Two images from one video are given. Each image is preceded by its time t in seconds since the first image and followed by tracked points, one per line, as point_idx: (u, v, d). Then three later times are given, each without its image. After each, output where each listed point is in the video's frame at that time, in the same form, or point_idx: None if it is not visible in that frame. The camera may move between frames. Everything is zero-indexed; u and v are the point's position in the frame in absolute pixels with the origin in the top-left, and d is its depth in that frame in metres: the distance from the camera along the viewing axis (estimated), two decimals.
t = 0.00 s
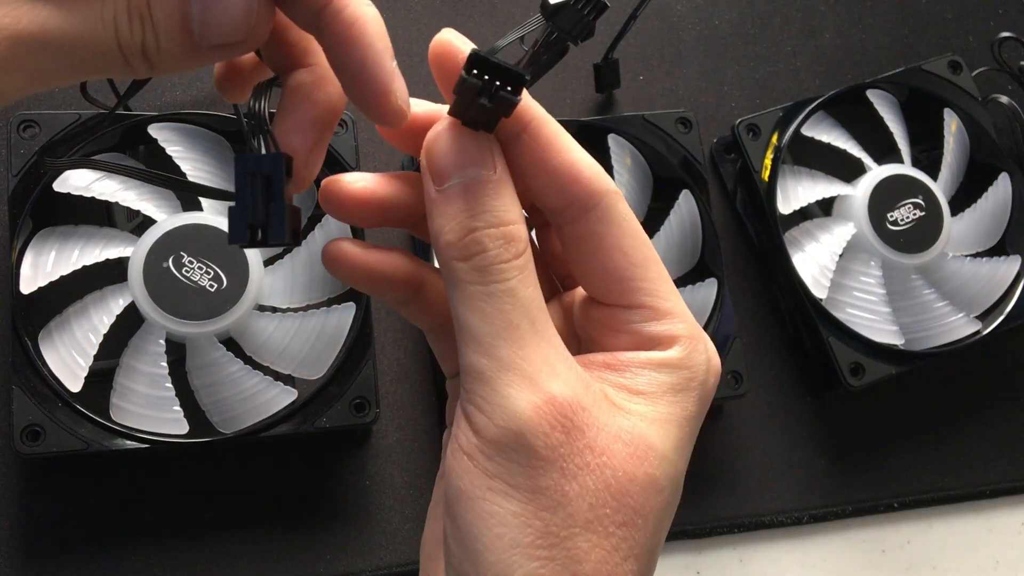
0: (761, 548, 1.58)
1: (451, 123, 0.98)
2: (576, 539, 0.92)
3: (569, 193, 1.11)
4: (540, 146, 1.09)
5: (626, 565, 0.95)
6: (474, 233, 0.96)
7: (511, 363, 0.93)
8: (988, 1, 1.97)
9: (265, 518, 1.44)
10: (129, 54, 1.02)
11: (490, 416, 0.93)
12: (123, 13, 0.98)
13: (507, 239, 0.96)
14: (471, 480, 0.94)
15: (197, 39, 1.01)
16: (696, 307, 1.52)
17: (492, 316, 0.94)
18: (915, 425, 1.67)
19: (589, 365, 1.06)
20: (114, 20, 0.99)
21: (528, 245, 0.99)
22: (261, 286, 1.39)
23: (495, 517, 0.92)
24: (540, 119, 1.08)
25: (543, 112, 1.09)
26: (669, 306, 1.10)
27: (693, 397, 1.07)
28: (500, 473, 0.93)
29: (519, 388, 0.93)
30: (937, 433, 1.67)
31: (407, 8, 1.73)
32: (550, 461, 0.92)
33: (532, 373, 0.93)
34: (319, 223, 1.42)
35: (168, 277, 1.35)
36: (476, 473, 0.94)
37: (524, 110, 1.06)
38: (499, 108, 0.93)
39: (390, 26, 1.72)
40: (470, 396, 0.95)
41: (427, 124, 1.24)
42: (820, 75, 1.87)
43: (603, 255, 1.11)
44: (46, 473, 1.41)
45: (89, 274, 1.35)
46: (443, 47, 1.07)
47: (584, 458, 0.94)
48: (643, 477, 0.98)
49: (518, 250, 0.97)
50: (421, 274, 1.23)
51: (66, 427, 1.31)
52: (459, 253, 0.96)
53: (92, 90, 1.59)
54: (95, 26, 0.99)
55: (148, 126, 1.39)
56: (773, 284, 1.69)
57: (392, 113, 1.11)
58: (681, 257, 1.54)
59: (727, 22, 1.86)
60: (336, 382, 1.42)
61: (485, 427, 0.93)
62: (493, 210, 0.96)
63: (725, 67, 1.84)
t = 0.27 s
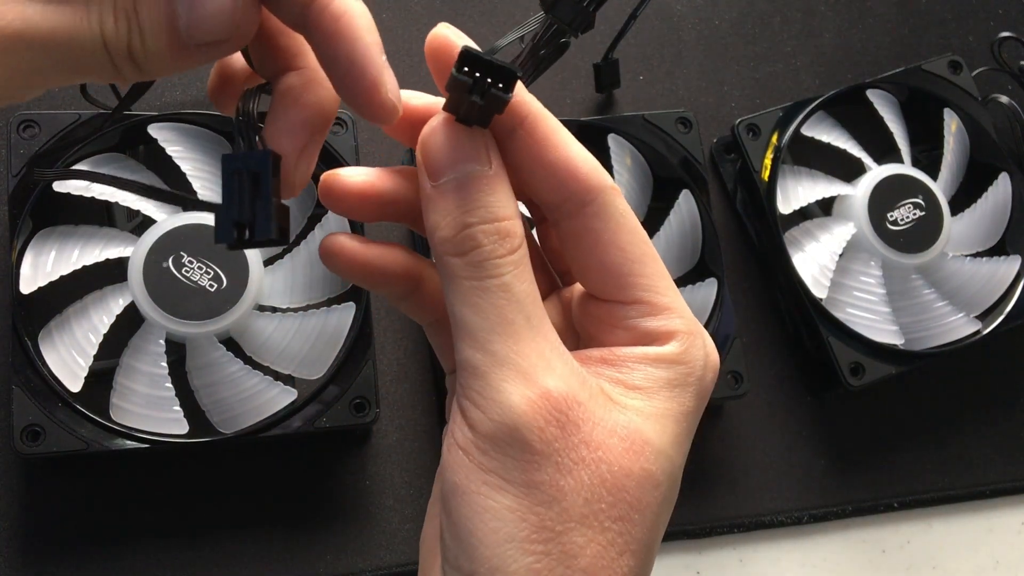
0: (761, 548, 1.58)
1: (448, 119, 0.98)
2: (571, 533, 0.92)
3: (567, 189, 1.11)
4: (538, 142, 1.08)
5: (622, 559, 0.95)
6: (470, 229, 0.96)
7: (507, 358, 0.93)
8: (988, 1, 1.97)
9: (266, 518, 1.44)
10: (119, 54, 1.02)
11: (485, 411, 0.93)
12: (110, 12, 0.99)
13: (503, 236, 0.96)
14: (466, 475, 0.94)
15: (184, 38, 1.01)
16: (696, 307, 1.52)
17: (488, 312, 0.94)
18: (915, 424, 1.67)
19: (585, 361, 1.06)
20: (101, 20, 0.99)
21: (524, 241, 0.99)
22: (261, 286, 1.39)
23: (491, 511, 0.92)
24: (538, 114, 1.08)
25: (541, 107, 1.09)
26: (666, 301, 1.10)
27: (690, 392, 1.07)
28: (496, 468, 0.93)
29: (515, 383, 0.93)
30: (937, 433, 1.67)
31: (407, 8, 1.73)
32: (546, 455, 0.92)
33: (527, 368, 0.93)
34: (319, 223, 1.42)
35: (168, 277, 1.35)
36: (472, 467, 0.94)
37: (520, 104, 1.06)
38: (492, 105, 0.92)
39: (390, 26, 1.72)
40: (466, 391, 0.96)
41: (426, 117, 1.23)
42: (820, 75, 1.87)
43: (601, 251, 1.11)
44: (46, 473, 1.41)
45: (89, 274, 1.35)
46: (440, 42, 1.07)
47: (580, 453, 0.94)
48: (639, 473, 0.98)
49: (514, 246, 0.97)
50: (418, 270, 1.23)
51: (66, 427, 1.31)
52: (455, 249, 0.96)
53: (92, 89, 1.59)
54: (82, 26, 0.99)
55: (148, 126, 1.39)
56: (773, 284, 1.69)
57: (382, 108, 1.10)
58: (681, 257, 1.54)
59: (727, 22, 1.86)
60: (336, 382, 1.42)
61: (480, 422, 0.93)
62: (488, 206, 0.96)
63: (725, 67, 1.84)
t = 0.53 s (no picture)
0: (761, 548, 1.58)
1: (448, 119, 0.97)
2: (569, 532, 0.92)
3: (566, 190, 1.11)
4: (538, 143, 1.08)
5: (620, 558, 0.96)
6: (470, 230, 0.95)
7: (505, 358, 0.93)
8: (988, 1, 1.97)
9: (265, 518, 1.44)
10: (111, 49, 0.96)
11: (483, 409, 0.93)
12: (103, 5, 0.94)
13: (502, 236, 0.96)
14: (464, 473, 0.94)
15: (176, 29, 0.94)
16: (696, 307, 1.52)
17: (488, 311, 0.94)
18: (915, 425, 1.67)
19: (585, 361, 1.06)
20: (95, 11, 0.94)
21: (523, 242, 0.99)
22: (261, 285, 1.39)
23: (489, 509, 0.92)
24: (538, 115, 1.07)
25: (541, 108, 1.09)
26: (665, 302, 1.10)
27: (688, 393, 1.07)
28: (494, 466, 0.93)
29: (514, 382, 0.93)
30: (937, 433, 1.67)
31: (407, 8, 1.73)
32: (544, 454, 0.92)
33: (526, 368, 0.93)
34: (319, 223, 1.42)
35: (168, 277, 1.35)
36: (470, 465, 0.94)
37: (521, 106, 1.06)
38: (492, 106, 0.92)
39: (390, 26, 1.72)
40: (465, 390, 0.96)
41: (427, 117, 1.23)
42: (820, 75, 1.87)
43: (600, 252, 1.11)
44: (46, 473, 1.41)
45: (89, 274, 1.35)
46: (439, 43, 1.07)
47: (578, 452, 0.94)
48: (637, 472, 0.98)
49: (513, 247, 0.97)
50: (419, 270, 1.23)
51: (66, 427, 1.31)
52: (455, 250, 0.96)
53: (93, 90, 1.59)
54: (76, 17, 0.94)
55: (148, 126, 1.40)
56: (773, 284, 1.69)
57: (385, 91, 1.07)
58: (682, 257, 1.54)
59: (727, 22, 1.86)
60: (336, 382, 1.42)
61: (478, 420, 0.93)
62: (488, 207, 0.96)
63: (725, 67, 1.84)
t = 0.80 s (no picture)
0: (761, 548, 1.58)
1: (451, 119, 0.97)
2: (571, 530, 0.92)
3: (568, 187, 1.11)
4: (541, 141, 1.08)
5: (622, 557, 0.96)
6: (473, 228, 0.96)
7: (508, 356, 0.93)
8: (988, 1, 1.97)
9: (265, 518, 1.44)
10: (105, 47, 0.96)
11: (486, 407, 0.93)
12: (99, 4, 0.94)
13: (505, 234, 0.96)
14: (467, 471, 0.94)
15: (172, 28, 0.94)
16: (696, 307, 1.52)
17: (491, 309, 0.95)
18: (915, 425, 1.67)
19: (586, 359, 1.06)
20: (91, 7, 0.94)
21: (526, 240, 0.99)
22: (261, 285, 1.39)
23: (491, 507, 0.92)
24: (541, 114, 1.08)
25: (544, 106, 1.09)
26: (667, 301, 1.10)
27: (689, 391, 1.07)
28: (496, 464, 0.93)
29: (516, 380, 0.93)
30: (937, 433, 1.67)
31: (407, 8, 1.73)
32: (547, 452, 0.92)
33: (528, 366, 0.93)
34: (319, 224, 1.42)
35: (168, 277, 1.35)
36: (472, 464, 0.94)
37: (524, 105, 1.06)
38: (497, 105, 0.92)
39: (390, 26, 1.72)
40: (467, 388, 0.96)
41: (430, 115, 1.23)
42: (820, 75, 1.87)
43: (602, 250, 1.11)
44: (46, 473, 1.41)
45: (89, 274, 1.35)
46: (443, 41, 1.07)
47: (580, 451, 0.94)
48: (639, 470, 0.98)
49: (516, 246, 0.97)
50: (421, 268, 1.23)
51: (66, 427, 1.31)
52: (457, 248, 0.96)
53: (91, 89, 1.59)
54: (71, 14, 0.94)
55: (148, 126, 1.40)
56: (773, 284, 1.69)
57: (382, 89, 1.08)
58: (681, 257, 1.54)
59: (727, 22, 1.86)
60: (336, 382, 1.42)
61: (481, 419, 0.93)
62: (491, 204, 0.96)
63: (725, 67, 1.84)
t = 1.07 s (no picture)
0: (761, 548, 1.58)
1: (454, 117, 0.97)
2: (570, 527, 0.92)
3: (568, 182, 1.11)
4: (541, 136, 1.08)
5: (621, 554, 0.96)
6: (474, 225, 0.96)
7: (507, 353, 0.93)
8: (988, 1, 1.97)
9: (265, 518, 1.44)
10: (92, 34, 0.94)
11: (484, 404, 0.93)
12: None
13: (506, 231, 0.96)
14: (466, 469, 0.94)
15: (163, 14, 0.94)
16: (696, 307, 1.52)
17: (490, 306, 0.94)
18: (914, 425, 1.67)
19: (584, 355, 1.06)
20: None
21: (527, 238, 0.99)
22: (261, 285, 1.39)
23: (490, 505, 0.92)
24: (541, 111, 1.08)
25: (544, 101, 1.09)
26: (665, 296, 1.10)
27: (688, 388, 1.07)
28: (495, 461, 0.93)
29: (515, 376, 0.93)
30: (937, 433, 1.67)
31: (407, 8, 1.73)
32: (545, 449, 0.92)
33: (527, 363, 0.93)
34: (319, 223, 1.42)
35: (167, 277, 1.35)
36: (471, 461, 0.94)
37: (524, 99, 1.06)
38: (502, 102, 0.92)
39: (390, 26, 1.72)
40: (466, 385, 0.96)
41: (428, 112, 1.22)
42: (820, 75, 1.87)
43: (600, 244, 1.11)
44: (46, 473, 1.41)
45: (89, 274, 1.35)
46: (444, 36, 1.07)
47: (578, 447, 0.94)
48: (638, 468, 0.98)
49: (516, 244, 0.97)
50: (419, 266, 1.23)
51: (66, 426, 1.31)
52: (457, 245, 0.96)
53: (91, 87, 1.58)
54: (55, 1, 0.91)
55: (148, 126, 1.39)
56: (773, 284, 1.69)
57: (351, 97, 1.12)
58: (682, 257, 1.54)
59: (727, 22, 1.86)
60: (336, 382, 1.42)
61: (479, 416, 0.93)
62: (493, 202, 0.96)
63: (725, 67, 1.84)
